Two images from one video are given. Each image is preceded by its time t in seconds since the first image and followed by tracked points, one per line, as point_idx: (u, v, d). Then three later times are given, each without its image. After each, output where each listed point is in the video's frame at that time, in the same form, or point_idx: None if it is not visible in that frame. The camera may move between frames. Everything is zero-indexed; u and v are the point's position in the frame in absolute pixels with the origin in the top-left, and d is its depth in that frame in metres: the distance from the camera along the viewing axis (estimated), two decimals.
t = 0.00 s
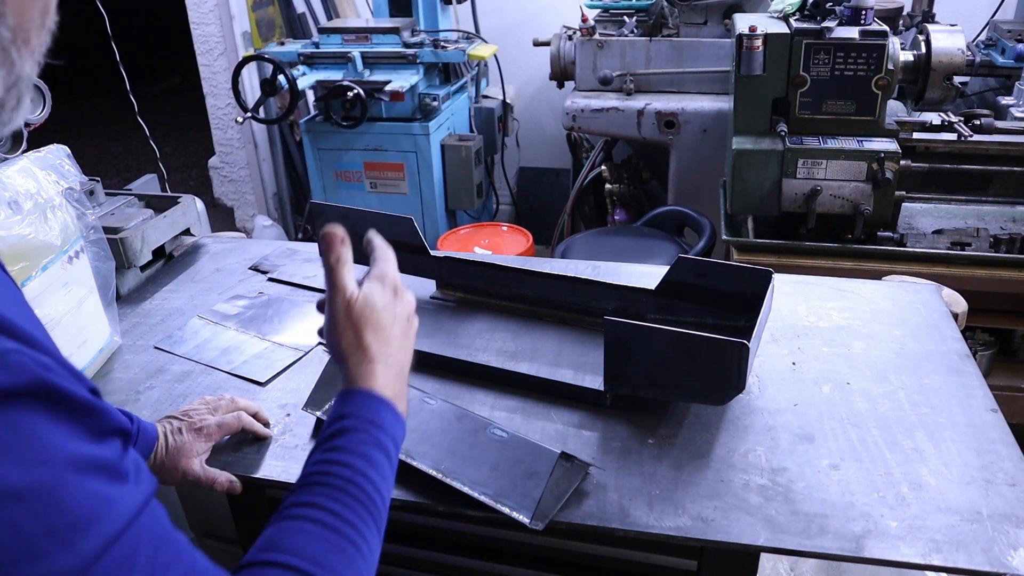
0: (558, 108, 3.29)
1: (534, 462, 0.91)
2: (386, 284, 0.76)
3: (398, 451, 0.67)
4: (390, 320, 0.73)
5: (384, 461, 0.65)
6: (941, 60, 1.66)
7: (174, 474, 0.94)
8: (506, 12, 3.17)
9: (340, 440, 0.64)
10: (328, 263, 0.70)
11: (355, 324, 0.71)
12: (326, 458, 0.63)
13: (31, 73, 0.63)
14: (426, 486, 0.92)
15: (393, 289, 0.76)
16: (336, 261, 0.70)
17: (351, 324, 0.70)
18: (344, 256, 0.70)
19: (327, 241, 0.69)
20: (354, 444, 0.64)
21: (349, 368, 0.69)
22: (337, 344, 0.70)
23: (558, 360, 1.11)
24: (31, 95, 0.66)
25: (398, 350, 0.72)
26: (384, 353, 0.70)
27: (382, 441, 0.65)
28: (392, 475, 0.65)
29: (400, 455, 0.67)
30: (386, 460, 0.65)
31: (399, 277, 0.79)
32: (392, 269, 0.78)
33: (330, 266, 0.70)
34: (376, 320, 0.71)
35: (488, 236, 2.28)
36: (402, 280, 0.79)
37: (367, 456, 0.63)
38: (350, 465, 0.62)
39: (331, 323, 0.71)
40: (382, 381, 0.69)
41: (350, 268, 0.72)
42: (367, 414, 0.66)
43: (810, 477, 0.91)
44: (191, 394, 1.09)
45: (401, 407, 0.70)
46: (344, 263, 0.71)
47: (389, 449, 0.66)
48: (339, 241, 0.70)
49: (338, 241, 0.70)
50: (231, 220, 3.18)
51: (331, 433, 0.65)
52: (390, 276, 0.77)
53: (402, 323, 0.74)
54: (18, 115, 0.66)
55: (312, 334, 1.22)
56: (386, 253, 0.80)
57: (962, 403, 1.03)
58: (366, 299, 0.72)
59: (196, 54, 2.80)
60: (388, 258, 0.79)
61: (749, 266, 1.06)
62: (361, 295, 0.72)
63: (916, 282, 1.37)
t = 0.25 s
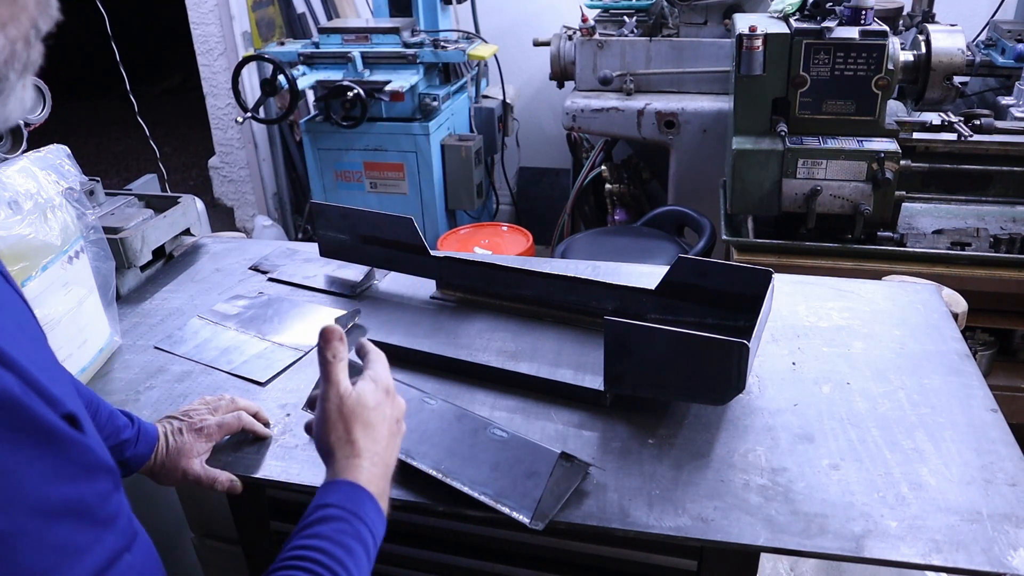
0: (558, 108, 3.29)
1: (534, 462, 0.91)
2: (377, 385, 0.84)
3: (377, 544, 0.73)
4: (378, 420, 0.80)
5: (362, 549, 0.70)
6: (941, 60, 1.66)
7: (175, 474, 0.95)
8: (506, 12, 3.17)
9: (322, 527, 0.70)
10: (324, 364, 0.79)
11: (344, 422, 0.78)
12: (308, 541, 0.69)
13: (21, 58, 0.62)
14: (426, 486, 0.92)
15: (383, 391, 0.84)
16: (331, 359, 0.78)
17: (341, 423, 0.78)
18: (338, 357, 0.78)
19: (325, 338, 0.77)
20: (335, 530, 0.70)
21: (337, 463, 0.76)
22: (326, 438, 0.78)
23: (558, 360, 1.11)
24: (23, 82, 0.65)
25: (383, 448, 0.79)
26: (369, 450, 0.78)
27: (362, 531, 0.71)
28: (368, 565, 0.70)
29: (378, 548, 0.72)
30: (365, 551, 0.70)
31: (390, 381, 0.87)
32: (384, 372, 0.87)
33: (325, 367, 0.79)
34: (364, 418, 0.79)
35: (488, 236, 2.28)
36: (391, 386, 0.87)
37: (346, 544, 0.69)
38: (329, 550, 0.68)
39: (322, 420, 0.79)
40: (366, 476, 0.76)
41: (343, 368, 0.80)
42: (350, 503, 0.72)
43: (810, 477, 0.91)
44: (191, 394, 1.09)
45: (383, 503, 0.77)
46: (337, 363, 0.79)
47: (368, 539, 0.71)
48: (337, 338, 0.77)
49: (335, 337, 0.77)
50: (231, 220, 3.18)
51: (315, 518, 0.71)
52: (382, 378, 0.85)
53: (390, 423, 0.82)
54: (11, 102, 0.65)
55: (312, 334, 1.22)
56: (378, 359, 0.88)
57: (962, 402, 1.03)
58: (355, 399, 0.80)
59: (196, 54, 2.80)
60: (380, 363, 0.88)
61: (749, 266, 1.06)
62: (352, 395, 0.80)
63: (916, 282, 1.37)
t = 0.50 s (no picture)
0: (558, 108, 3.29)
1: (533, 462, 0.91)
2: (413, 429, 0.86)
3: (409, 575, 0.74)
4: (410, 460, 0.82)
5: None
6: (941, 60, 1.66)
7: (175, 474, 0.96)
8: (506, 12, 3.17)
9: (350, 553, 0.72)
10: (352, 413, 0.82)
11: (376, 463, 0.81)
12: (336, 565, 0.71)
13: (18, 67, 0.66)
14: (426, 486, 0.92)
15: (418, 434, 0.86)
16: (358, 408, 0.81)
17: (373, 464, 0.81)
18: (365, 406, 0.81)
19: (351, 388, 0.80)
20: (364, 557, 0.72)
21: (370, 500, 0.79)
22: (360, 478, 0.81)
23: (558, 360, 1.11)
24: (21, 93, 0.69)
25: (417, 487, 0.81)
26: (400, 488, 0.79)
27: (391, 561, 0.73)
28: None
29: None
30: None
31: (428, 424, 0.89)
32: (422, 417, 0.89)
33: (355, 416, 0.82)
34: (396, 459, 0.81)
35: (488, 236, 2.28)
36: (430, 429, 0.89)
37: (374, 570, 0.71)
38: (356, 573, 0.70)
39: (355, 463, 0.82)
40: (399, 512, 0.78)
41: (372, 415, 0.83)
42: (380, 534, 0.75)
43: (810, 477, 0.91)
44: (191, 394, 1.09)
45: (418, 539, 0.78)
46: (365, 411, 0.82)
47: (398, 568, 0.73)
48: (362, 387, 0.80)
49: (361, 387, 0.80)
50: (231, 220, 3.18)
51: (347, 544, 0.74)
52: (418, 422, 0.88)
53: (425, 463, 0.84)
54: (10, 113, 0.69)
55: (312, 334, 1.22)
56: (418, 403, 0.90)
57: (962, 402, 1.03)
58: (386, 441, 0.82)
59: (196, 54, 2.80)
60: (420, 408, 0.90)
61: (749, 266, 1.06)
62: (384, 438, 0.83)
63: (916, 282, 1.37)
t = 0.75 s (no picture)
0: (558, 108, 3.29)
1: (533, 462, 0.91)
2: (435, 331, 0.72)
3: (435, 511, 0.67)
4: (437, 375, 0.71)
5: (411, 519, 0.65)
6: (941, 60, 1.66)
7: (175, 474, 0.96)
8: (506, 11, 3.17)
9: (368, 496, 0.65)
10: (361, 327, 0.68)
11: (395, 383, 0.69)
12: (352, 513, 0.65)
13: (25, 86, 0.66)
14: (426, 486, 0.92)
15: (445, 337, 0.73)
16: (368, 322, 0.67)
17: (392, 383, 0.69)
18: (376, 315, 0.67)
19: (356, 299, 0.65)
20: (380, 503, 0.65)
21: (390, 426, 0.69)
22: (378, 395, 0.70)
23: (558, 360, 1.11)
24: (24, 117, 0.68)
25: (447, 409, 0.70)
26: (426, 413, 0.69)
27: (413, 503, 0.65)
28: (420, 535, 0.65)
29: (434, 518, 0.67)
30: (417, 522, 0.65)
31: (456, 321, 0.74)
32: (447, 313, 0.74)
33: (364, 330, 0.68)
34: (419, 377, 0.70)
35: (488, 236, 2.28)
36: (459, 328, 0.74)
37: (391, 516, 0.64)
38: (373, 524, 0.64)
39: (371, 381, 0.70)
40: (423, 443, 0.68)
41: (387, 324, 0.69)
42: (398, 474, 0.66)
43: (810, 477, 0.91)
44: (191, 394, 1.09)
45: (447, 466, 0.69)
46: (378, 323, 0.68)
47: (421, 512, 0.66)
48: (369, 295, 0.66)
49: (367, 294, 0.66)
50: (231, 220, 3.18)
51: (360, 487, 0.66)
52: (443, 320, 0.73)
53: (452, 376, 0.72)
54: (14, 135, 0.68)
55: (312, 334, 1.22)
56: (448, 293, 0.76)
57: (962, 402, 1.03)
58: (406, 357, 0.70)
59: (196, 54, 2.80)
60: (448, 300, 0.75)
61: (749, 266, 1.06)
62: (402, 352, 0.70)
63: (916, 282, 1.37)
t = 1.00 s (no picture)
0: (558, 108, 3.29)
1: (534, 462, 0.91)
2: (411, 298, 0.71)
3: (415, 490, 0.67)
4: (415, 343, 0.70)
5: (391, 500, 0.65)
6: (941, 60, 1.66)
7: (175, 473, 0.95)
8: (506, 11, 3.17)
9: (348, 483, 0.65)
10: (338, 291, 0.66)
11: (373, 352, 0.68)
12: (332, 500, 0.64)
13: (39, 82, 0.67)
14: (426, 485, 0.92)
15: (422, 304, 0.71)
16: (343, 284, 0.66)
17: (369, 352, 0.68)
18: (350, 277, 0.65)
19: (328, 263, 0.63)
20: (360, 486, 0.65)
21: (368, 398, 0.69)
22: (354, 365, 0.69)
23: (558, 360, 1.11)
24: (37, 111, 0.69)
25: (424, 380, 0.70)
26: (402, 383, 0.69)
27: (392, 484, 0.65)
28: (403, 517, 0.66)
29: (415, 497, 0.67)
30: (397, 503, 0.65)
31: (433, 282, 0.73)
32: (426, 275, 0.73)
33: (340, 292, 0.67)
34: (395, 347, 0.69)
35: (488, 236, 2.28)
36: (436, 292, 0.73)
37: (370, 498, 0.64)
38: (352, 507, 0.64)
39: (349, 348, 0.69)
40: (399, 418, 0.68)
41: (364, 287, 0.68)
42: (375, 453, 0.66)
43: (810, 477, 0.91)
44: (191, 394, 1.09)
45: (425, 439, 0.69)
46: (354, 285, 0.67)
47: (403, 493, 0.66)
48: (338, 254, 0.64)
49: (338, 256, 0.64)
50: (231, 220, 3.18)
51: (340, 470, 0.66)
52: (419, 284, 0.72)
53: (429, 343, 0.70)
54: (27, 127, 0.69)
55: (312, 333, 1.22)
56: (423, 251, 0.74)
57: (962, 402, 1.03)
58: (383, 324, 0.68)
59: (196, 54, 2.80)
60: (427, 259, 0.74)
61: (749, 266, 1.06)
62: (378, 319, 0.68)
63: (917, 282, 1.37)
